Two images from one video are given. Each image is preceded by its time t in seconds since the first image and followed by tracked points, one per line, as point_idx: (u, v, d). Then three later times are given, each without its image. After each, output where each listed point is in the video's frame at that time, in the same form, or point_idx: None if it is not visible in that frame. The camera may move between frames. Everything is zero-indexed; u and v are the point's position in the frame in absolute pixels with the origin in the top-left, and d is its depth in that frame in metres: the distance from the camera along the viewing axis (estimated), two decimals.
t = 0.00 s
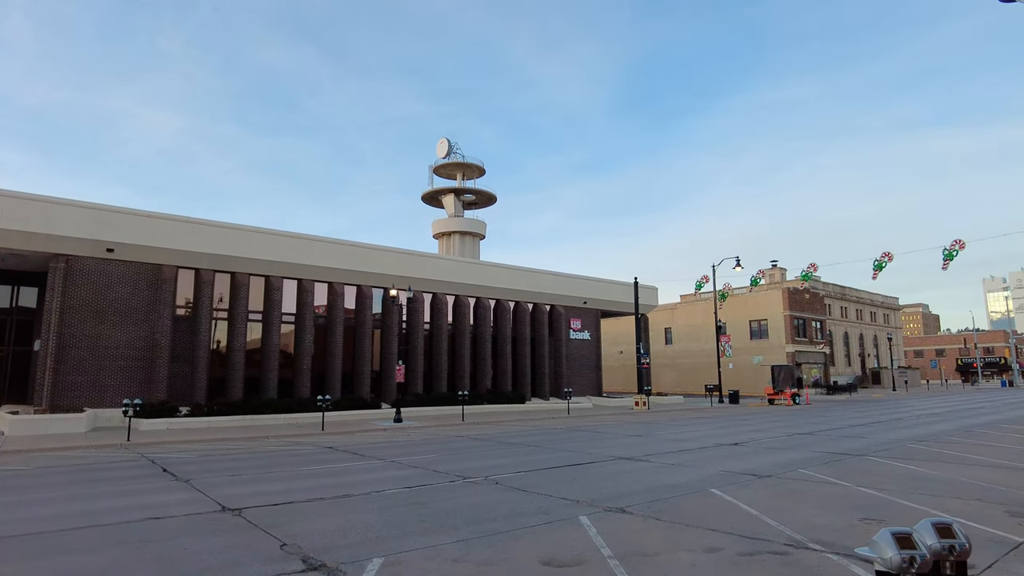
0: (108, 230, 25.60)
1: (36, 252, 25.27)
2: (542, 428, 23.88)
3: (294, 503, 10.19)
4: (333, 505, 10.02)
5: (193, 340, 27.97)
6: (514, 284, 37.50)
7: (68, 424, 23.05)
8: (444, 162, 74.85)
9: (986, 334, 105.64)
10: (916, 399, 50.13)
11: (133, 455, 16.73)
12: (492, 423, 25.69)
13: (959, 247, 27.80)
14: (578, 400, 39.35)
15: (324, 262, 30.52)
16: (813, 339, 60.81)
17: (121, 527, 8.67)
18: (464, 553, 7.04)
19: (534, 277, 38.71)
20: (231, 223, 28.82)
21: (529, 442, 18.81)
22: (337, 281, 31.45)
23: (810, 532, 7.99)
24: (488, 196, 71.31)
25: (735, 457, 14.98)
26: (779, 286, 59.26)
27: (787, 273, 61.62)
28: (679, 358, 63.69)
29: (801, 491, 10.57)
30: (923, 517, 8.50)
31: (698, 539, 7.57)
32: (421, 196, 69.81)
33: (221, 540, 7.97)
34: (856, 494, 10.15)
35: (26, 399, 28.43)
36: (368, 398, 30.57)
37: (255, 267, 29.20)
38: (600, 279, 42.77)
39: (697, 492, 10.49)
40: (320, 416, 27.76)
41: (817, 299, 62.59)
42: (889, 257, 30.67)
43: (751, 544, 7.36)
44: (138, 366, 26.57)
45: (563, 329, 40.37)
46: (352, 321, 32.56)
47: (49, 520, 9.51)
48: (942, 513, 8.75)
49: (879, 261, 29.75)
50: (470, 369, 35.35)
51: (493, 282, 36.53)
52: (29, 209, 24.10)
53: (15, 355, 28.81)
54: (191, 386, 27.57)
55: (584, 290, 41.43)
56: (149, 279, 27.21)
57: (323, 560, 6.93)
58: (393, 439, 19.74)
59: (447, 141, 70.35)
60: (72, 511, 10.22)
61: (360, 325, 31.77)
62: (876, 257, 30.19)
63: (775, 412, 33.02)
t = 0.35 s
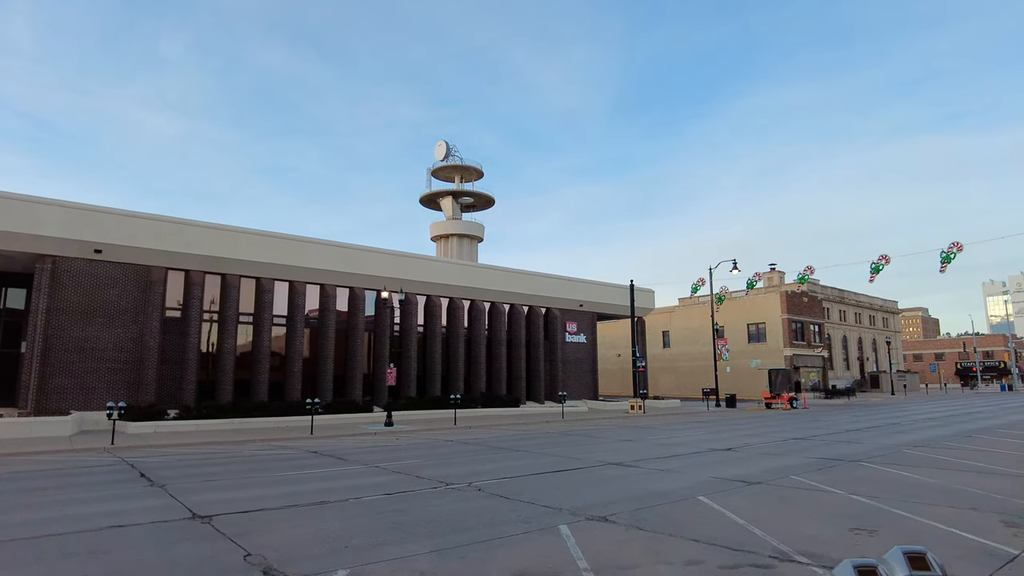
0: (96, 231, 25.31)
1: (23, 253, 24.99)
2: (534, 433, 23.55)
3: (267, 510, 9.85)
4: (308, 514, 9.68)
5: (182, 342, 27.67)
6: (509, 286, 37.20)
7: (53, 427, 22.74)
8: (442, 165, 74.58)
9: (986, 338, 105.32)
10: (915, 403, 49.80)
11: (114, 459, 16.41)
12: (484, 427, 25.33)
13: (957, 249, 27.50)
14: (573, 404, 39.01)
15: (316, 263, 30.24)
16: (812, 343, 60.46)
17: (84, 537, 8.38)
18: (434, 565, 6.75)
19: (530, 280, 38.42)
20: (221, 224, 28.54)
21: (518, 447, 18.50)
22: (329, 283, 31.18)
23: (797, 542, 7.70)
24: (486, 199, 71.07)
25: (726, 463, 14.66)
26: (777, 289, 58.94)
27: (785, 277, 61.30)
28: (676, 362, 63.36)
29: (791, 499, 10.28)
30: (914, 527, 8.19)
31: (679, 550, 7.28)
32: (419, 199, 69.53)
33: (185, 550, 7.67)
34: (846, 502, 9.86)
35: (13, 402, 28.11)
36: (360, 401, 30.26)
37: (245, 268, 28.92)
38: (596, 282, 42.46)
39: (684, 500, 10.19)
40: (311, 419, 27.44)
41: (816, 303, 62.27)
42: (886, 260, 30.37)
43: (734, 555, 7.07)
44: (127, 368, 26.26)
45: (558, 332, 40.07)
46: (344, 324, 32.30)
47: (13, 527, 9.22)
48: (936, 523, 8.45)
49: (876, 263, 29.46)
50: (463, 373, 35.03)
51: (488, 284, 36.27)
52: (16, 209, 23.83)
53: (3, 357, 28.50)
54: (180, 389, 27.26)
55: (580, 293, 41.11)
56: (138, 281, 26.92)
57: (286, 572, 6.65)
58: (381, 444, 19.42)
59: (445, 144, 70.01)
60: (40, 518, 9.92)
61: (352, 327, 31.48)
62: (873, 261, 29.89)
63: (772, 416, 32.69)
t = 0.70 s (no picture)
0: (83, 231, 25.04)
1: (8, 254, 24.70)
2: (525, 436, 23.26)
3: (237, 515, 9.57)
4: (279, 519, 9.41)
5: (170, 343, 27.37)
6: (501, 287, 36.95)
7: (37, 430, 22.43)
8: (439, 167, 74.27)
9: (983, 340, 105.19)
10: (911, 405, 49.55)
11: (92, 462, 16.10)
12: (474, 429, 25.06)
13: (951, 250, 27.29)
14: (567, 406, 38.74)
15: (306, 264, 30.01)
16: (808, 345, 60.24)
17: (43, 543, 8.10)
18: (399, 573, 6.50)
19: (524, 281, 38.21)
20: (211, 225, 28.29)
21: (506, 450, 18.21)
22: (320, 284, 30.94)
23: (779, 548, 7.45)
24: (483, 201, 70.79)
25: (714, 466, 14.40)
26: (773, 291, 58.73)
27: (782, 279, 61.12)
28: (673, 364, 63.10)
29: (777, 503, 10.03)
30: (899, 532, 7.95)
31: (656, 556, 7.02)
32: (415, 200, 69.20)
33: (144, 557, 7.40)
34: (832, 506, 9.62)
35: None
36: (350, 403, 30.00)
37: (235, 270, 28.65)
38: (591, 284, 42.22)
39: (667, 504, 9.93)
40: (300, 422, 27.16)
41: (812, 305, 62.07)
42: (880, 261, 30.16)
43: (711, 561, 6.83)
44: (113, 370, 25.97)
45: (552, 334, 39.86)
46: (335, 325, 32.05)
47: None
48: (923, 528, 8.20)
49: (870, 264, 29.25)
50: (456, 375, 34.78)
51: (481, 286, 36.05)
52: None
53: None
54: (168, 391, 26.96)
55: (575, 295, 40.86)
56: (126, 282, 26.62)
57: None
58: (367, 447, 19.14)
59: (442, 146, 69.88)
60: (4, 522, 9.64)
61: (343, 329, 31.23)
62: (868, 262, 29.69)
63: (767, 419, 32.43)
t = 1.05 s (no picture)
0: (64, 233, 24.71)
1: None
2: (512, 439, 22.98)
3: (200, 524, 9.25)
4: (243, 528, 9.09)
5: (154, 347, 27.01)
6: (492, 290, 36.68)
7: (16, 435, 22.05)
8: (433, 169, 74.00)
9: (977, 342, 105.36)
10: (905, 407, 49.40)
11: (67, 467, 15.78)
12: (462, 433, 24.73)
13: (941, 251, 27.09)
14: (559, 410, 38.50)
15: (293, 267, 29.73)
16: (802, 347, 60.07)
17: None
18: None
19: (515, 283, 37.95)
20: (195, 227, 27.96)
21: (490, 454, 17.91)
22: (308, 287, 30.66)
23: (754, 559, 7.18)
24: (478, 204, 70.56)
25: (699, 471, 14.11)
26: (766, 293, 58.59)
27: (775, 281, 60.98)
28: (667, 367, 62.89)
29: (757, 509, 9.78)
30: (880, 542, 7.67)
31: (623, 568, 6.73)
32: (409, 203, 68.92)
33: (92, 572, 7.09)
34: (813, 513, 9.35)
35: None
36: (337, 408, 29.68)
37: (220, 272, 28.34)
38: (583, 286, 41.96)
39: (645, 511, 9.65)
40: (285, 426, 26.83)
41: (806, 307, 61.93)
42: (870, 263, 29.96)
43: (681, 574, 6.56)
44: (95, 374, 25.61)
45: (543, 336, 39.61)
46: (323, 328, 31.75)
47: None
48: (905, 536, 7.92)
49: (861, 266, 29.03)
50: (446, 378, 34.50)
51: (472, 288, 35.79)
52: None
53: None
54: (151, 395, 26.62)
55: (566, 297, 40.58)
56: (109, 285, 26.29)
57: None
58: (350, 452, 18.83)
59: (435, 149, 69.65)
60: None
61: (330, 332, 30.92)
62: (859, 263, 29.47)
63: (758, 422, 32.21)
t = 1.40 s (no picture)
0: (44, 228, 24.28)
1: None
2: (500, 439, 22.68)
3: (163, 525, 8.94)
4: (208, 530, 8.77)
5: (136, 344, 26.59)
6: (482, 289, 36.38)
7: None
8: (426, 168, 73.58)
9: (969, 342, 105.71)
10: (896, 407, 49.32)
11: (39, 467, 15.41)
12: (448, 433, 24.40)
13: (932, 250, 26.93)
14: (549, 409, 38.24)
15: (281, 265, 29.39)
16: (794, 347, 59.98)
17: None
18: None
19: (506, 282, 37.66)
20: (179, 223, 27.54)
21: (474, 454, 17.62)
22: (295, 284, 30.29)
23: (731, 562, 6.92)
24: (471, 202, 70.20)
25: (684, 471, 13.85)
26: (759, 293, 58.47)
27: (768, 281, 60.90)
28: (659, 366, 62.71)
29: (739, 510, 9.53)
30: (862, 543, 7.43)
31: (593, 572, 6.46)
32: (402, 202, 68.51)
33: None
34: (796, 514, 9.11)
35: None
36: (323, 407, 29.32)
37: (205, 269, 27.94)
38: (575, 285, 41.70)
39: (624, 512, 9.39)
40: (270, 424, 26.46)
41: (798, 307, 61.85)
42: (861, 262, 29.81)
43: None
44: (76, 372, 25.20)
45: (534, 335, 39.34)
46: (310, 327, 31.38)
47: None
48: (890, 538, 7.68)
49: (851, 265, 28.84)
50: (434, 377, 34.18)
51: (462, 287, 35.49)
52: None
53: None
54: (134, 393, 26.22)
55: (557, 296, 40.31)
56: (90, 281, 25.87)
57: None
58: (333, 451, 18.51)
59: (429, 147, 69.24)
60: None
61: (317, 330, 30.60)
62: (850, 262, 29.29)
63: (749, 421, 32.00)
